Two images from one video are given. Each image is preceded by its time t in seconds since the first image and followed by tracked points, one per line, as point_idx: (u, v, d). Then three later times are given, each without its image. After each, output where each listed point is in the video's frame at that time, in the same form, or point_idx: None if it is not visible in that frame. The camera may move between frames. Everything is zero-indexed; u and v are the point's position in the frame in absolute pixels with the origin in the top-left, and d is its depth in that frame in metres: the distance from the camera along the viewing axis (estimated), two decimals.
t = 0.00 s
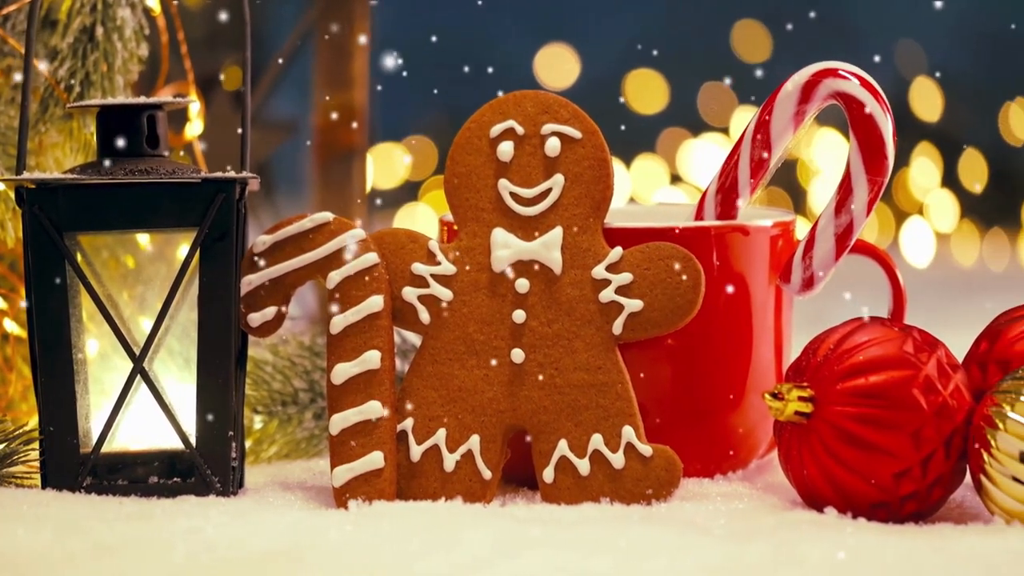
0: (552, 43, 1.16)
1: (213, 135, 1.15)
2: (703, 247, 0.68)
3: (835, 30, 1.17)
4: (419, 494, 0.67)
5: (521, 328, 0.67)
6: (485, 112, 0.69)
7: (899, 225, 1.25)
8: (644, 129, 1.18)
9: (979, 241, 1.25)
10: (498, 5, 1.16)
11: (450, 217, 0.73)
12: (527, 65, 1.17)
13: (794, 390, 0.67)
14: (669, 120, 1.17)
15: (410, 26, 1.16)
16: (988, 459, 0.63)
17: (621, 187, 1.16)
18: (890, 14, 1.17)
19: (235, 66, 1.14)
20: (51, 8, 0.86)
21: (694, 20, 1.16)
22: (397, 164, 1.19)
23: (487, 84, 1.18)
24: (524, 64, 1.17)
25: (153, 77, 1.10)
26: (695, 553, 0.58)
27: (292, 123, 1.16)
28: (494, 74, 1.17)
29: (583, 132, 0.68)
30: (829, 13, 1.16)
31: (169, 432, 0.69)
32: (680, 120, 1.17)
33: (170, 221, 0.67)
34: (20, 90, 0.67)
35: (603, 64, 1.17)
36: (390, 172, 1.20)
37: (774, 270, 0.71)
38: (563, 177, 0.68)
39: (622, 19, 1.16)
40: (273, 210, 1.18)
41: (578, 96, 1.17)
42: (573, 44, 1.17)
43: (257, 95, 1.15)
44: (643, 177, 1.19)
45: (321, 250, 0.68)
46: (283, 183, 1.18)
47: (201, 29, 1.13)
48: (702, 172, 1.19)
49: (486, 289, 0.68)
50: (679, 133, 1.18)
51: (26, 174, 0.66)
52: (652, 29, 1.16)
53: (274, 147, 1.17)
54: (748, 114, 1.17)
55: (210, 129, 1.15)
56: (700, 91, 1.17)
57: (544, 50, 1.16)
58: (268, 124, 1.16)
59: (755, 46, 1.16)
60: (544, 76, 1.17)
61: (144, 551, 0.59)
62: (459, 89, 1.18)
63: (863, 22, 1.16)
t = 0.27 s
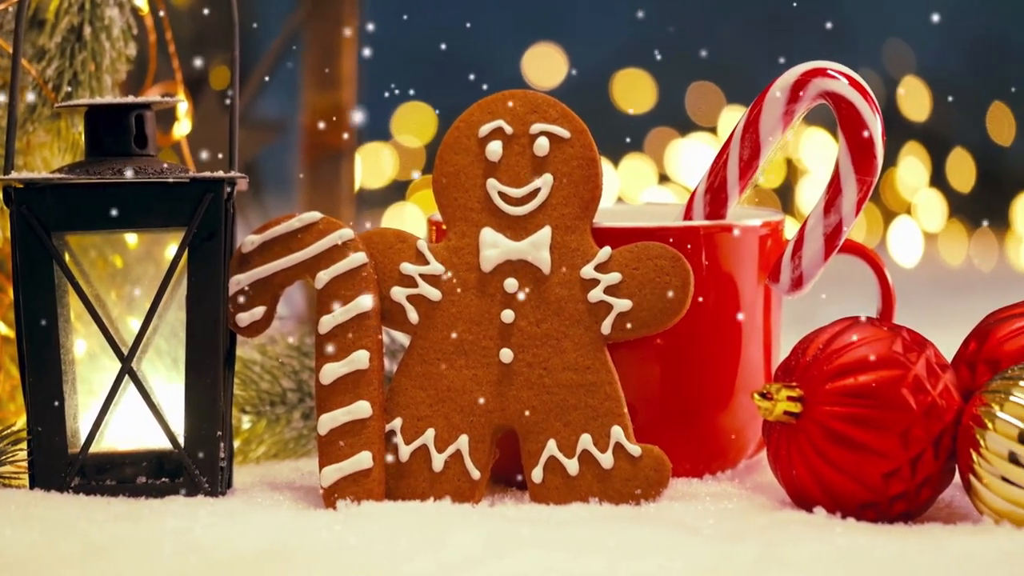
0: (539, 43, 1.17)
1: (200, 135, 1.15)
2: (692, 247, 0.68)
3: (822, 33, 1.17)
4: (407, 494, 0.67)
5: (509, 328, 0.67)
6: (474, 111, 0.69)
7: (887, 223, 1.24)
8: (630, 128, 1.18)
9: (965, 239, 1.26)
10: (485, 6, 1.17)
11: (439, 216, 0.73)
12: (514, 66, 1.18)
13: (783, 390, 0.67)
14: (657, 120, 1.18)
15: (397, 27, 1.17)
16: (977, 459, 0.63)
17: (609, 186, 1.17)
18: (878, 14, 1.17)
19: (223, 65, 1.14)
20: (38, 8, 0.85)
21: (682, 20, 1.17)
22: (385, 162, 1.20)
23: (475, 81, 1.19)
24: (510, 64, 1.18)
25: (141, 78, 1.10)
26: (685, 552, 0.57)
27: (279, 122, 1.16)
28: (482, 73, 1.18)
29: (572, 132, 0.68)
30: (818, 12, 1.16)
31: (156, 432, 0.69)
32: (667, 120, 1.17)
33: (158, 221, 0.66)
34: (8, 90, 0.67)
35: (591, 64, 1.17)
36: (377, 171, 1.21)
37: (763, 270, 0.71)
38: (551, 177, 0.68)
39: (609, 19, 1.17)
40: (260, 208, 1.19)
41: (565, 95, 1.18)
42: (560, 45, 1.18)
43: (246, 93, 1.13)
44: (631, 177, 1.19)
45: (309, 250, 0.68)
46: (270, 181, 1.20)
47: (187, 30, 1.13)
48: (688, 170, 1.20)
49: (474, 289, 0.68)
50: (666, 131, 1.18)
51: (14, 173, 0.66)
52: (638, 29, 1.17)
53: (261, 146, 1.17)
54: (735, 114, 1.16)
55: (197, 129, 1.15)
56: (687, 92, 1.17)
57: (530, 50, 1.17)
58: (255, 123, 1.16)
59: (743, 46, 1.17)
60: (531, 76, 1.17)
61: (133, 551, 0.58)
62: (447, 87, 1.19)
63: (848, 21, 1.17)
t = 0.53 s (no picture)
0: (525, 43, 1.18)
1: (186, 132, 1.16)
2: (681, 246, 0.68)
3: (812, 33, 1.17)
4: (395, 494, 0.67)
5: (498, 328, 0.67)
6: (462, 110, 0.69)
7: (875, 223, 1.25)
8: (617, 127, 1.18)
9: (954, 239, 1.26)
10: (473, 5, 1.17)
11: (427, 216, 0.72)
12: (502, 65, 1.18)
13: (772, 389, 0.67)
14: (643, 118, 1.18)
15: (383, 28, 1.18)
16: (966, 459, 0.63)
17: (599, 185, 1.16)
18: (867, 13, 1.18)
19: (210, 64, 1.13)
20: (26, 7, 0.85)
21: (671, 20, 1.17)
22: (372, 159, 1.19)
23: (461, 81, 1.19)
24: (497, 63, 1.18)
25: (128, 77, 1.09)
26: (675, 552, 0.57)
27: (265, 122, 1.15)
28: (469, 73, 1.18)
29: (560, 131, 0.68)
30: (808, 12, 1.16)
31: (144, 432, 0.69)
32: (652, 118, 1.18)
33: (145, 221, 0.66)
34: None
35: (579, 64, 1.17)
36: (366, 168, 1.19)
37: (752, 270, 0.71)
38: (540, 176, 0.68)
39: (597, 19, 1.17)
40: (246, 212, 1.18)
41: (554, 95, 1.18)
42: (548, 45, 1.18)
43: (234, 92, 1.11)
44: (619, 176, 1.19)
45: (296, 250, 0.67)
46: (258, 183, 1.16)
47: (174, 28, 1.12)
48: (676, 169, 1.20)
49: (463, 288, 0.68)
50: (655, 130, 1.18)
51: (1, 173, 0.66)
52: (626, 29, 1.17)
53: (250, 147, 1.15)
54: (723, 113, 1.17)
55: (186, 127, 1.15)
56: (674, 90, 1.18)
57: (517, 51, 1.17)
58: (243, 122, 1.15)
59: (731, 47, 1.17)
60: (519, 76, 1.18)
61: (120, 551, 0.58)
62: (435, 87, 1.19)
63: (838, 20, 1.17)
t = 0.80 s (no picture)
0: (513, 43, 1.18)
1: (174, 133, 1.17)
2: (669, 246, 0.68)
3: (802, 33, 1.17)
4: (383, 494, 0.67)
5: (486, 328, 0.67)
6: (450, 110, 0.69)
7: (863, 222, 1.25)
8: (603, 126, 1.19)
9: (941, 238, 1.25)
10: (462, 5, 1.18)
11: (415, 215, 0.72)
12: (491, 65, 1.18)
13: (760, 389, 0.67)
14: (631, 117, 1.19)
15: (371, 28, 1.18)
16: (955, 459, 0.63)
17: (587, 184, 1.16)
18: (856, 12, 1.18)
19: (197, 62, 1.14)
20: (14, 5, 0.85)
21: (660, 20, 1.17)
22: (358, 156, 1.20)
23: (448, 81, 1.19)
24: (485, 62, 1.19)
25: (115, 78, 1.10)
26: (664, 552, 0.57)
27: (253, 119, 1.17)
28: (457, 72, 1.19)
29: (548, 130, 0.68)
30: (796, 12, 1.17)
31: (132, 432, 0.69)
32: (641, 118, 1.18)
33: (133, 220, 0.66)
34: None
35: (568, 64, 1.18)
36: (352, 166, 1.20)
37: (740, 270, 0.71)
38: (528, 176, 0.67)
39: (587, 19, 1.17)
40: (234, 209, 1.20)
41: (542, 94, 1.18)
42: (536, 45, 1.18)
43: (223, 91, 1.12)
44: (607, 176, 1.19)
45: (285, 249, 0.67)
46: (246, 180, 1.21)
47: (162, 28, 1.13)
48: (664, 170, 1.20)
49: (451, 288, 0.68)
50: (641, 130, 1.19)
51: None
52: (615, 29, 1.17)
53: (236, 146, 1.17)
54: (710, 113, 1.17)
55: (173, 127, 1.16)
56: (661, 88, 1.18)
57: (506, 51, 1.18)
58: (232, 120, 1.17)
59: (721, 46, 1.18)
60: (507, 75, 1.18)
61: (107, 551, 0.58)
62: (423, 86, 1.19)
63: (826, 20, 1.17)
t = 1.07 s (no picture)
0: (501, 43, 1.18)
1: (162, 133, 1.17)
2: (659, 246, 0.68)
3: (792, 34, 1.17)
4: (372, 494, 0.66)
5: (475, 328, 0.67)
6: (439, 109, 0.69)
7: (851, 222, 1.25)
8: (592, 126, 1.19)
9: (930, 238, 1.25)
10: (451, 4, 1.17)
11: (403, 215, 0.72)
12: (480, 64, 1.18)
13: (750, 389, 0.67)
14: (620, 116, 1.18)
15: (360, 28, 1.18)
16: (944, 459, 0.63)
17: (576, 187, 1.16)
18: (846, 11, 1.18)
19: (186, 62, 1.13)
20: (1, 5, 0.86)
21: (651, 20, 1.17)
22: (346, 159, 1.20)
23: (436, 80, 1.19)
24: (475, 61, 1.19)
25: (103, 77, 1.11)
26: (653, 552, 0.57)
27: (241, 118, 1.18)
28: (445, 72, 1.19)
29: (537, 130, 0.68)
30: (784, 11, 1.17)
31: (121, 432, 0.68)
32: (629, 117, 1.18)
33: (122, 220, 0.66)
34: None
35: (558, 63, 1.18)
36: (340, 169, 1.21)
37: (729, 269, 0.71)
38: (517, 176, 0.67)
39: (576, 19, 1.17)
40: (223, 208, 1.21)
41: (531, 93, 1.18)
42: (526, 44, 1.18)
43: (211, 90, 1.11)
44: (594, 176, 1.18)
45: (273, 250, 0.67)
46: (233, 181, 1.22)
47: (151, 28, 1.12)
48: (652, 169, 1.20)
49: (440, 288, 0.68)
50: (630, 130, 1.18)
51: None
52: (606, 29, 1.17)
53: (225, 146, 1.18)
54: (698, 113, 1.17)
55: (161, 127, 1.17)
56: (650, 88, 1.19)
57: (494, 50, 1.17)
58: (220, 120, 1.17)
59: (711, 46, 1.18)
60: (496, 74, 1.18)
61: (95, 552, 0.58)
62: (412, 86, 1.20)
63: (816, 21, 1.17)
